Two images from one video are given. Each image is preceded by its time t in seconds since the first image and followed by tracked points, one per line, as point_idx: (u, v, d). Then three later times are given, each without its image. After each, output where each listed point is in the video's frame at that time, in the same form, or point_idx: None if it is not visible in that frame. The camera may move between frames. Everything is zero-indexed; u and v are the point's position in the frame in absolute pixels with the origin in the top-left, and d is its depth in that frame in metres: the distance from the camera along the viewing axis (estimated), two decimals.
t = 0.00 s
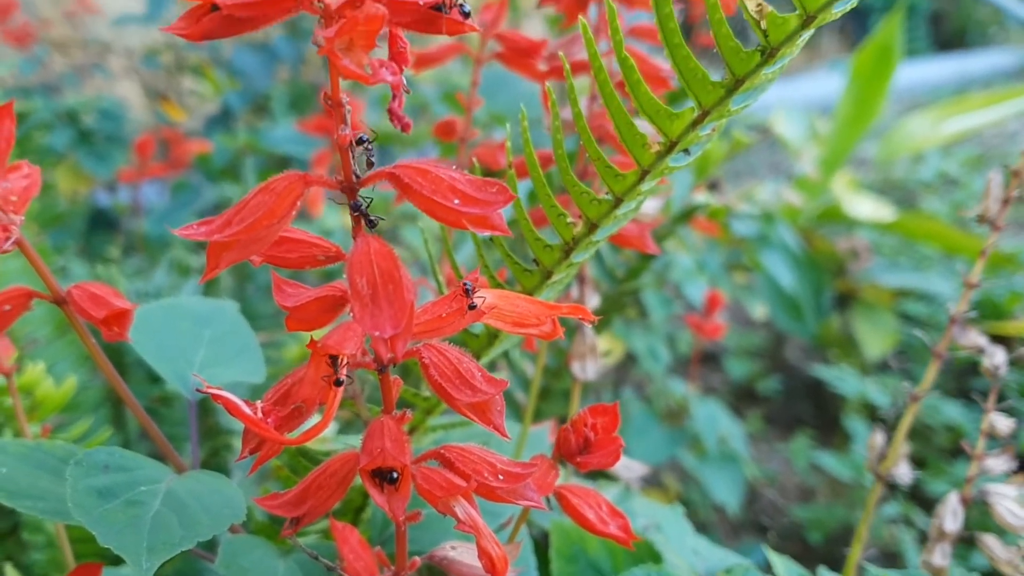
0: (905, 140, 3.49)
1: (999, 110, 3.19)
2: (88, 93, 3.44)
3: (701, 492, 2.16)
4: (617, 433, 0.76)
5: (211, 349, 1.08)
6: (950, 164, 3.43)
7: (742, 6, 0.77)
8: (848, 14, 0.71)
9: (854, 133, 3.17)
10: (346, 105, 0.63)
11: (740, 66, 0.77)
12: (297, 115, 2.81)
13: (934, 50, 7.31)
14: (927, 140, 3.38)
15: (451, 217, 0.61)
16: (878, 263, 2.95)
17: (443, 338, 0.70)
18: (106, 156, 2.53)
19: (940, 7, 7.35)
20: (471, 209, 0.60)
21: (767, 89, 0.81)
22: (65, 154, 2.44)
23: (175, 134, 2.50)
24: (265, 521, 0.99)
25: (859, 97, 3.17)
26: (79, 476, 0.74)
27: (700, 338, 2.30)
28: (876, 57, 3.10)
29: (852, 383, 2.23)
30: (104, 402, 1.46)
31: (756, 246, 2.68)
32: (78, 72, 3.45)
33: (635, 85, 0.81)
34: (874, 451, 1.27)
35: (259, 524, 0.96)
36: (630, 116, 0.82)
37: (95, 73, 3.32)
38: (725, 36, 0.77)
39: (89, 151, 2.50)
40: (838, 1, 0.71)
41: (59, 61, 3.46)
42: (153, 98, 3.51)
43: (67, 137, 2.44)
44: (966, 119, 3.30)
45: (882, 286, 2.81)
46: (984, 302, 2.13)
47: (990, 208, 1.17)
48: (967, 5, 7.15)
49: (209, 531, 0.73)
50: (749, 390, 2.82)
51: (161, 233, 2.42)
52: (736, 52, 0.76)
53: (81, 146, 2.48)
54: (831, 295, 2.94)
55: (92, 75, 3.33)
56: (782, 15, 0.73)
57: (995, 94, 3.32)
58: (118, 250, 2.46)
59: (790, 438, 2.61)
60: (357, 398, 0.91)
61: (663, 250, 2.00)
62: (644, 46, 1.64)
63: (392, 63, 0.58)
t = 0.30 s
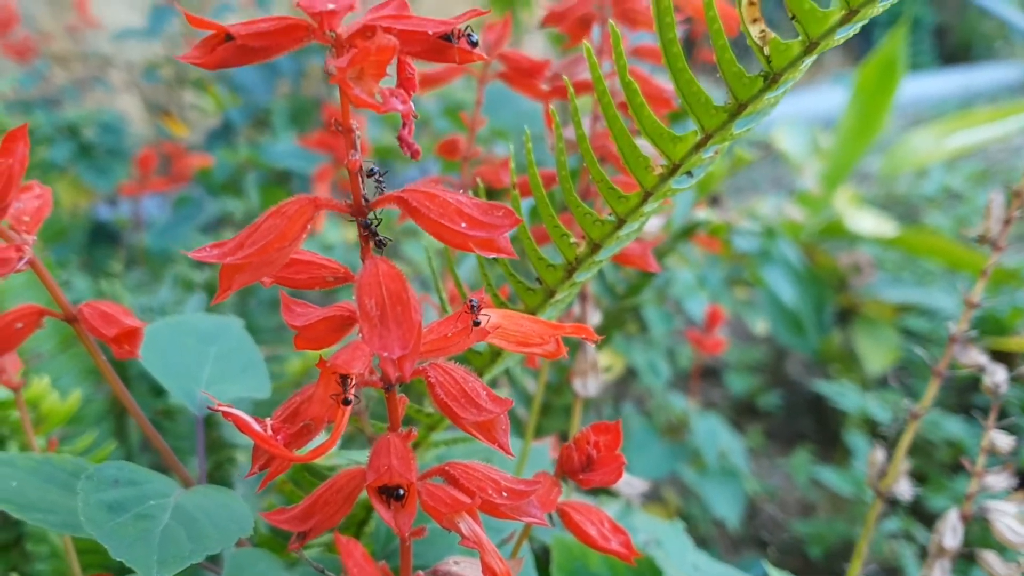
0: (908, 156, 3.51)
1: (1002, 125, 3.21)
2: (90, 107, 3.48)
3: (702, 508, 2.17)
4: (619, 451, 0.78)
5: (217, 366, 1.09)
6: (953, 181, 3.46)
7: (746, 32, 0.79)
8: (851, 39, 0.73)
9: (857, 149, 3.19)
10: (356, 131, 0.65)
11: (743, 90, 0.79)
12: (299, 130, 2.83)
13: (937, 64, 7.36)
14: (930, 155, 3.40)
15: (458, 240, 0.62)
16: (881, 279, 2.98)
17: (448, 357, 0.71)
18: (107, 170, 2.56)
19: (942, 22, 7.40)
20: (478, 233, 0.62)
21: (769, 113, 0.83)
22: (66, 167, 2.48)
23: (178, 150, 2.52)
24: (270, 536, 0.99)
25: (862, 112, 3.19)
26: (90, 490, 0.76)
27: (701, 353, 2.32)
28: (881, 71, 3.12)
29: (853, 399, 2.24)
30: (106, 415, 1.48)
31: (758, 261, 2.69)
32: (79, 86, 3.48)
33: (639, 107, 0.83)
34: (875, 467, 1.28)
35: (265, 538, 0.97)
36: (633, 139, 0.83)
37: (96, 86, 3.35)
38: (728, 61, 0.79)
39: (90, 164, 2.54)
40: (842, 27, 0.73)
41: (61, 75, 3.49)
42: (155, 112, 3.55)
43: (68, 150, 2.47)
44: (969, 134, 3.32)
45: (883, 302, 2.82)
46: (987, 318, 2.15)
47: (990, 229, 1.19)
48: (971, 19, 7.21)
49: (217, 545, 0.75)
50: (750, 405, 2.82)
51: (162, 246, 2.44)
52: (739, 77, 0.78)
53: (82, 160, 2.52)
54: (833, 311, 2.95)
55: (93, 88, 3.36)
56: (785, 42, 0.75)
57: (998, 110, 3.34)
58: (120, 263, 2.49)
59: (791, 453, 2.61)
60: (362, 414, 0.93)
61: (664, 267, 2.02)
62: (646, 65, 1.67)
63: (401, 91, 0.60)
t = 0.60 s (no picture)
0: (909, 172, 3.53)
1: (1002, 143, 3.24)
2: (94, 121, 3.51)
3: (703, 522, 2.18)
4: (624, 469, 0.79)
5: (227, 383, 1.11)
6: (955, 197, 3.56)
7: (751, 60, 0.81)
8: (853, 68, 0.74)
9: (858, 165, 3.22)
10: (370, 157, 0.66)
11: (748, 116, 0.81)
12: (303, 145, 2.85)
13: (939, 80, 7.40)
14: (931, 172, 3.43)
15: (469, 265, 0.64)
16: (882, 294, 3.00)
17: (458, 377, 0.73)
18: (109, 183, 2.61)
19: (945, 37, 7.45)
20: (488, 257, 0.63)
21: (774, 138, 0.85)
22: (69, 180, 2.53)
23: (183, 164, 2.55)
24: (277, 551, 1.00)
25: (864, 128, 3.21)
26: (104, 506, 0.77)
27: (702, 369, 2.33)
28: (881, 89, 3.13)
29: (854, 414, 2.25)
30: (111, 428, 1.49)
31: (760, 277, 2.71)
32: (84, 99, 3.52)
33: (645, 131, 0.84)
34: (876, 485, 1.29)
35: (272, 554, 0.98)
36: (640, 163, 0.85)
37: (100, 100, 3.38)
38: (734, 88, 0.81)
39: (94, 177, 2.59)
40: (845, 56, 0.75)
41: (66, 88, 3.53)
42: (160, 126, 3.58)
43: (72, 164, 2.52)
44: (969, 151, 3.35)
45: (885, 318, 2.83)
46: (989, 334, 2.16)
47: (991, 250, 1.20)
48: (973, 35, 7.26)
49: (229, 560, 0.77)
50: (751, 421, 2.83)
51: (167, 260, 2.47)
52: (744, 103, 0.80)
53: (86, 173, 2.57)
54: (834, 326, 2.96)
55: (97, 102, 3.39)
56: (790, 69, 0.76)
57: (999, 127, 3.37)
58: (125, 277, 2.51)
59: (792, 468, 2.62)
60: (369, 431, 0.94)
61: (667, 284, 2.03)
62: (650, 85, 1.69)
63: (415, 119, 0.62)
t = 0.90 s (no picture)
0: (910, 185, 3.55)
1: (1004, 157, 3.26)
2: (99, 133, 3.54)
3: (705, 535, 2.18)
4: (632, 484, 0.80)
5: (237, 396, 1.12)
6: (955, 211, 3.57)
7: (760, 80, 0.83)
8: (860, 89, 0.76)
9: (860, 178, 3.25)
10: (385, 176, 0.68)
11: (756, 136, 0.82)
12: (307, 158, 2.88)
13: (941, 94, 7.44)
14: (932, 185, 3.44)
15: (482, 282, 0.65)
16: (883, 307, 3.01)
17: (469, 392, 0.74)
18: (114, 195, 2.63)
19: (947, 50, 7.48)
20: (502, 274, 0.65)
21: (781, 156, 0.86)
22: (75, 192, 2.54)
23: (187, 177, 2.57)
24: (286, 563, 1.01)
25: (865, 142, 3.24)
26: (117, 517, 0.78)
27: (704, 382, 2.33)
28: (883, 103, 3.14)
29: (856, 427, 2.25)
30: (116, 440, 1.50)
31: (762, 290, 2.74)
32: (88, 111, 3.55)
33: (653, 149, 0.86)
34: (879, 499, 1.30)
35: (280, 566, 0.98)
36: (649, 181, 0.87)
37: (105, 112, 3.41)
38: (742, 107, 0.82)
39: (98, 189, 2.61)
40: (852, 76, 0.77)
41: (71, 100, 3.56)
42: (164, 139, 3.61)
43: (78, 175, 2.55)
44: (971, 165, 3.37)
45: (886, 331, 2.84)
46: (991, 348, 2.16)
47: (995, 266, 1.22)
48: (975, 48, 7.29)
49: (240, 570, 0.78)
50: (753, 433, 2.84)
51: (171, 272, 2.48)
52: (753, 123, 0.81)
53: (90, 185, 2.59)
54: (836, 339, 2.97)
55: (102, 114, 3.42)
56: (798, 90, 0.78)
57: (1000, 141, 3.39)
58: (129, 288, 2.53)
59: (793, 481, 2.62)
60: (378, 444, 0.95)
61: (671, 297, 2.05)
62: (653, 101, 1.71)
63: (431, 141, 0.63)
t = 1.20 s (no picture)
0: (911, 198, 3.58)
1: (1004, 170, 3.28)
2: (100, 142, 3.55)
3: (707, 546, 2.18)
4: (643, 499, 0.81)
5: (249, 409, 1.13)
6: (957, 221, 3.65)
7: (773, 101, 0.84)
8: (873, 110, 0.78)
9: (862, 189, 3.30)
10: (404, 196, 0.69)
11: (768, 155, 0.84)
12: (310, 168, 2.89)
13: (943, 105, 7.46)
14: (933, 197, 3.47)
15: (500, 299, 0.67)
16: (884, 318, 3.01)
17: (483, 407, 0.75)
18: (116, 205, 2.63)
19: (948, 61, 7.51)
20: (519, 292, 0.66)
21: (793, 175, 0.87)
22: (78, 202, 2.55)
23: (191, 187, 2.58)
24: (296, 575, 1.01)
25: (867, 153, 3.27)
26: (135, 530, 0.79)
27: (706, 393, 2.34)
28: (885, 114, 3.17)
29: (857, 439, 2.25)
30: (121, 450, 1.51)
31: (764, 302, 2.73)
32: (90, 120, 3.57)
33: (666, 168, 0.87)
34: (885, 513, 1.31)
35: None
36: (661, 199, 0.88)
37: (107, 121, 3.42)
38: (755, 127, 0.84)
39: (101, 199, 2.62)
40: (865, 98, 0.78)
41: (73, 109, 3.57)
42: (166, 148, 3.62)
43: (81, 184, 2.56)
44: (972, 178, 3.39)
45: (887, 343, 2.85)
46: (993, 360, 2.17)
47: (1001, 282, 1.23)
48: (976, 59, 7.31)
49: None
50: (754, 444, 2.84)
51: (174, 281, 2.49)
52: (765, 143, 0.83)
53: (93, 194, 2.59)
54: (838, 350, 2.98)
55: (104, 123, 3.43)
56: (810, 111, 0.79)
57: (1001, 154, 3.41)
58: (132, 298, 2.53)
59: (795, 492, 2.62)
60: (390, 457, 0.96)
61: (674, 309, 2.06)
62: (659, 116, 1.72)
63: (451, 162, 0.65)
